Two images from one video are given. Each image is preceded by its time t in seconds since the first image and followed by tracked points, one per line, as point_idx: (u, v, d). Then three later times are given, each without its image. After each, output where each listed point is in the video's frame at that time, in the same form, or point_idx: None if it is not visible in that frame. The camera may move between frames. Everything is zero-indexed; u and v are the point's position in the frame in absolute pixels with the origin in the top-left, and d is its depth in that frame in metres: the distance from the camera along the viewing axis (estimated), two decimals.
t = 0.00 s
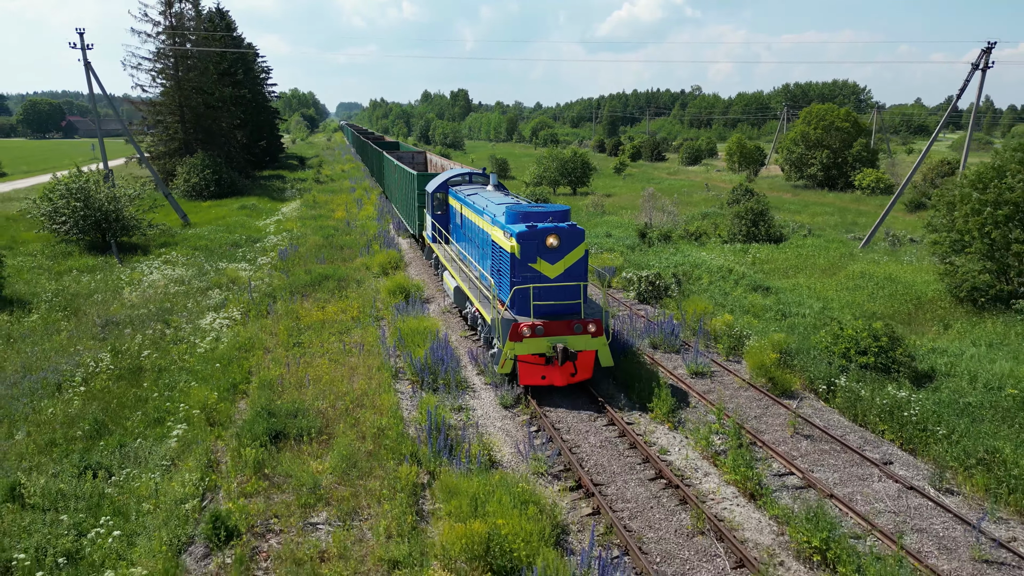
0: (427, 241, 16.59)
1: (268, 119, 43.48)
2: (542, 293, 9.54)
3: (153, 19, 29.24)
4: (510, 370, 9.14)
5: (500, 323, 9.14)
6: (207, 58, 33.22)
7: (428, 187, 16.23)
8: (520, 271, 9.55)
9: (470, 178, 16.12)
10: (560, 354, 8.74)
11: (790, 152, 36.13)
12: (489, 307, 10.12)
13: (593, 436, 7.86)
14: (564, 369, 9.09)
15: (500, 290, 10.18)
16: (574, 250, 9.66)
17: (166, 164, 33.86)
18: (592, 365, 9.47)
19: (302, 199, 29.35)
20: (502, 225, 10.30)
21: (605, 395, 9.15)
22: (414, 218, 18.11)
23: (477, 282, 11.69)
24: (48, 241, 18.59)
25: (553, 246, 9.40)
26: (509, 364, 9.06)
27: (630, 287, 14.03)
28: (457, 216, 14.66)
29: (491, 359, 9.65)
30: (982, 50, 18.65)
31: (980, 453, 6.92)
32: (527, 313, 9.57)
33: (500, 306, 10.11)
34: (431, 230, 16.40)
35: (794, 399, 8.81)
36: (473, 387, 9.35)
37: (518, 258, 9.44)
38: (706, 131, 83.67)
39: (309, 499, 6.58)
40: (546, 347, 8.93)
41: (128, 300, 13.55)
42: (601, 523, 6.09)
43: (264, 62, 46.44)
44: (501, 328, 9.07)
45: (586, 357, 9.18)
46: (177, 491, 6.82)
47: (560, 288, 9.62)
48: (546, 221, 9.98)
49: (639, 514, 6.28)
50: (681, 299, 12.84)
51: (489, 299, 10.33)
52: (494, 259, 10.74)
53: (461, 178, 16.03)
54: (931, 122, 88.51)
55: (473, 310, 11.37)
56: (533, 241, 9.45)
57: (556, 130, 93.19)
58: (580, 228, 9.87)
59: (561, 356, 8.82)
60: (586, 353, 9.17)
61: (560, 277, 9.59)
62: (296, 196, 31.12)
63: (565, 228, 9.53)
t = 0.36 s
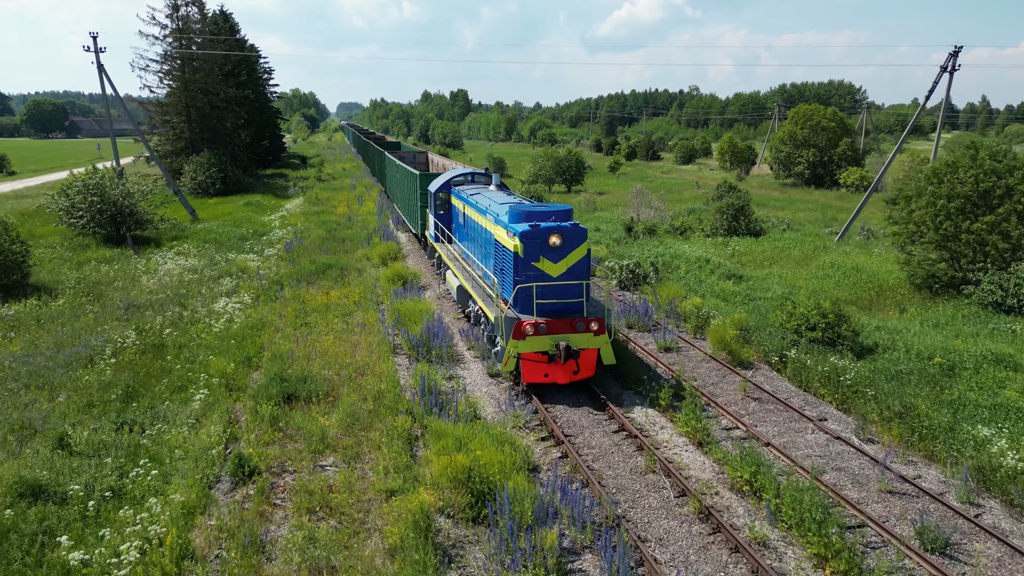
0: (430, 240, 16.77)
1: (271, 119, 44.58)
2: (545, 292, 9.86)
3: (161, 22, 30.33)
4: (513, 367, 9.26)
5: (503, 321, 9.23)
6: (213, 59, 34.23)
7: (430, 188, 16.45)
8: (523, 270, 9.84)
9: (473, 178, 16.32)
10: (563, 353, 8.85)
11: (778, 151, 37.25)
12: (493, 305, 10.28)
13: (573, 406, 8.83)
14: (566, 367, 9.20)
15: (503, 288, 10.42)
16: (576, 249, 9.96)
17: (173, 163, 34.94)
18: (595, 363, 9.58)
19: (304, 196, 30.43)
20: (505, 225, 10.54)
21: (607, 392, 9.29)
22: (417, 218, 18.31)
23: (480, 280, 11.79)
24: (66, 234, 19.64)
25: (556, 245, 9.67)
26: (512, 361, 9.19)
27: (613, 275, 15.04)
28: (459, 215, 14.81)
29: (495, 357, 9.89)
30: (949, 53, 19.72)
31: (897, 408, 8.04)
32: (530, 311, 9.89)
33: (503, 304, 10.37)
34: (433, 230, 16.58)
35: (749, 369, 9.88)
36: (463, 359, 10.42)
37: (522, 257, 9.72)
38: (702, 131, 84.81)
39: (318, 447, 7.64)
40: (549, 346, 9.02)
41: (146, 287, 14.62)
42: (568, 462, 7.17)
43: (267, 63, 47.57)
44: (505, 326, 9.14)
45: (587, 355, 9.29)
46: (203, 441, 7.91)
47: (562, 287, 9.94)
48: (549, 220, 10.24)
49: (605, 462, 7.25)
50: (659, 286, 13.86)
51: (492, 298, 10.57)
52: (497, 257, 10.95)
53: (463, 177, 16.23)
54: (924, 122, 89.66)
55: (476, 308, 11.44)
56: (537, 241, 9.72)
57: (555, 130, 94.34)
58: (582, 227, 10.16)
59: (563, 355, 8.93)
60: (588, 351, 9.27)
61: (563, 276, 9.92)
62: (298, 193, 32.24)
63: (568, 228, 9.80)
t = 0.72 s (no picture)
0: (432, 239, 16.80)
1: (274, 119, 45.68)
2: (548, 290, 9.72)
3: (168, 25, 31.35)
4: (516, 365, 9.28)
5: (506, 319, 9.16)
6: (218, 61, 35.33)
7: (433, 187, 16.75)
8: (526, 268, 9.67)
9: (475, 177, 16.32)
10: (566, 350, 8.85)
11: (767, 150, 38.35)
12: (496, 304, 10.26)
13: (563, 389, 9.58)
14: (569, 364, 9.24)
15: (506, 287, 10.31)
16: (579, 247, 9.83)
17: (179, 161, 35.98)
18: (598, 360, 9.61)
19: (307, 193, 31.51)
20: (507, 223, 10.38)
21: (608, 389, 9.36)
22: (420, 217, 18.45)
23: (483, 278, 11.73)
24: (82, 228, 20.69)
25: (559, 243, 9.54)
26: (515, 358, 9.19)
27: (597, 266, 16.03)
28: (462, 214, 14.91)
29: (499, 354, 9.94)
30: (920, 55, 20.75)
31: (836, 373, 9.15)
32: (533, 309, 9.77)
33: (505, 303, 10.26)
34: (436, 228, 16.69)
35: (713, 343, 10.95)
36: (454, 336, 11.55)
37: (524, 256, 9.58)
38: (698, 131, 85.92)
39: (325, 407, 8.71)
40: (552, 343, 9.03)
41: (161, 276, 15.68)
42: (544, 417, 8.23)
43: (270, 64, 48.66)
44: (507, 324, 9.12)
45: (590, 352, 9.31)
46: (223, 401, 9.00)
47: (565, 285, 9.80)
48: (551, 218, 10.08)
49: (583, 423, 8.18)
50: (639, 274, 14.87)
51: (495, 297, 10.46)
52: (500, 256, 10.84)
53: (465, 177, 16.22)
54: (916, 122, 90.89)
55: (479, 306, 11.41)
56: (539, 239, 9.58)
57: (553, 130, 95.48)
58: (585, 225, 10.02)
59: (566, 352, 8.95)
60: (591, 348, 9.31)
61: (566, 274, 9.78)
62: (301, 190, 33.33)
63: (571, 226, 9.68)
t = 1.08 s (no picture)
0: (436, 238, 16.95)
1: (276, 119, 46.74)
2: (552, 288, 9.99)
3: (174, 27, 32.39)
4: (520, 363, 9.57)
5: (510, 316, 9.48)
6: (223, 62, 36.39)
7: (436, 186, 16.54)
8: (529, 266, 9.97)
9: (477, 176, 16.20)
10: (568, 349, 9.10)
11: (757, 149, 39.41)
12: (499, 302, 10.46)
13: (565, 385, 9.87)
14: (571, 362, 9.55)
15: (509, 285, 10.56)
16: (581, 246, 10.15)
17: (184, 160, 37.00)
18: (600, 357, 9.89)
19: (309, 190, 32.54)
20: (511, 222, 10.62)
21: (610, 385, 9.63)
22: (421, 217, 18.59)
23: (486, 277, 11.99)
24: (96, 222, 21.72)
25: (561, 242, 9.86)
26: (519, 355, 9.49)
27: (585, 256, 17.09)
28: (464, 213, 15.04)
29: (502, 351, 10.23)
30: (893, 58, 21.88)
31: (788, 346, 10.23)
32: (536, 307, 10.05)
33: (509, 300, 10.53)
34: (438, 227, 16.73)
35: (683, 323, 12.01)
36: (446, 316, 12.66)
37: (528, 254, 9.88)
38: (695, 130, 86.95)
39: (330, 375, 9.76)
40: (555, 341, 9.30)
41: (174, 266, 16.72)
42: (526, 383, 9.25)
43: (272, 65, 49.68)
44: (511, 321, 9.41)
45: (593, 350, 9.57)
46: (238, 370, 10.05)
47: (568, 283, 10.10)
48: (554, 217, 10.38)
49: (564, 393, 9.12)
50: (623, 263, 15.92)
51: (498, 294, 10.73)
52: (503, 254, 11.08)
53: (467, 177, 16.12)
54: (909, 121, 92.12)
55: (482, 305, 11.63)
56: (543, 238, 9.89)
57: (551, 130, 96.51)
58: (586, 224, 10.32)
59: (569, 350, 9.21)
60: (593, 347, 9.56)
61: (568, 272, 10.08)
62: (303, 187, 34.39)
63: (574, 225, 10.00)
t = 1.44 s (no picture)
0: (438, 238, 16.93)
1: (278, 119, 47.81)
2: (554, 287, 9.84)
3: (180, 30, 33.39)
4: (523, 360, 9.52)
5: (512, 314, 9.41)
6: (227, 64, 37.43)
7: (438, 185, 16.64)
8: (532, 264, 9.85)
9: (479, 175, 16.08)
10: (571, 345, 9.08)
11: (747, 148, 40.46)
12: (502, 301, 10.36)
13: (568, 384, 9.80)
14: (574, 360, 9.49)
15: (511, 283, 10.47)
16: (584, 244, 10.01)
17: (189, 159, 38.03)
18: (603, 356, 9.84)
19: (311, 187, 33.57)
20: (513, 220, 10.48)
21: (613, 383, 9.58)
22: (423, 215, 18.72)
23: (488, 275, 11.94)
24: (108, 217, 22.77)
25: (564, 240, 9.72)
26: (522, 353, 9.45)
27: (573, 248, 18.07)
28: (466, 212, 14.95)
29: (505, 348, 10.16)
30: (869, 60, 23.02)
31: (750, 325, 11.24)
32: (539, 305, 9.94)
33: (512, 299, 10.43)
34: (440, 226, 16.72)
35: (659, 307, 12.99)
36: (440, 300, 13.73)
37: (530, 252, 9.78)
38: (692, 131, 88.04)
39: (334, 349, 10.78)
40: (558, 339, 9.25)
41: (185, 257, 17.74)
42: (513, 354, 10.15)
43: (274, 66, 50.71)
44: (513, 319, 9.33)
45: (596, 348, 9.53)
46: (250, 346, 11.05)
47: (570, 281, 9.95)
48: (557, 215, 10.25)
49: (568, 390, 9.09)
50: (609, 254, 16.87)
51: (501, 293, 10.63)
52: (506, 253, 10.97)
53: (469, 176, 16.10)
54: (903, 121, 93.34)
55: (485, 303, 11.61)
56: (545, 236, 9.76)
57: (550, 130, 97.57)
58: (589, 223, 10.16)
59: (572, 347, 9.18)
60: (596, 344, 9.50)
61: (571, 271, 9.91)
62: (305, 185, 35.40)
63: (577, 223, 9.85)
